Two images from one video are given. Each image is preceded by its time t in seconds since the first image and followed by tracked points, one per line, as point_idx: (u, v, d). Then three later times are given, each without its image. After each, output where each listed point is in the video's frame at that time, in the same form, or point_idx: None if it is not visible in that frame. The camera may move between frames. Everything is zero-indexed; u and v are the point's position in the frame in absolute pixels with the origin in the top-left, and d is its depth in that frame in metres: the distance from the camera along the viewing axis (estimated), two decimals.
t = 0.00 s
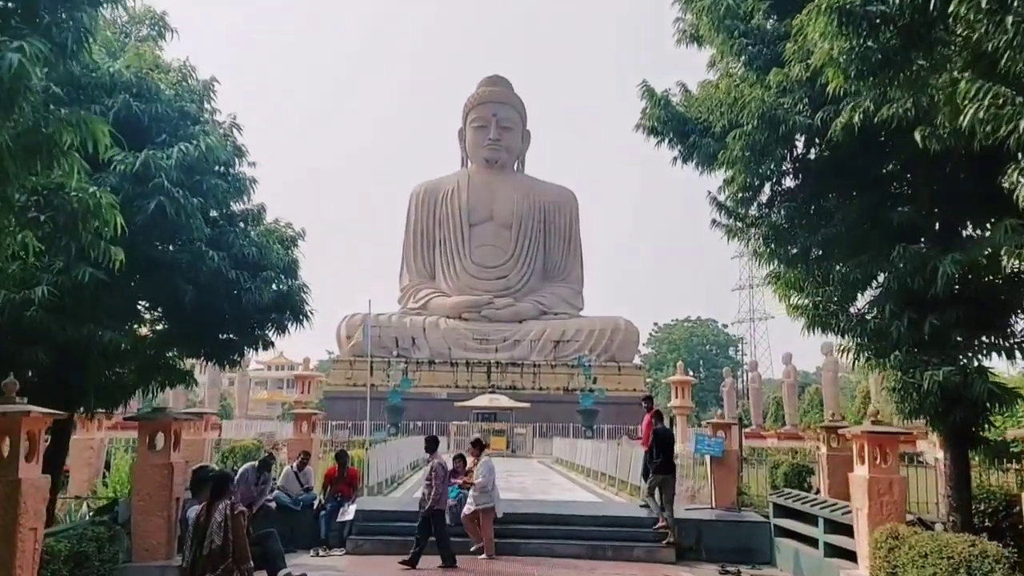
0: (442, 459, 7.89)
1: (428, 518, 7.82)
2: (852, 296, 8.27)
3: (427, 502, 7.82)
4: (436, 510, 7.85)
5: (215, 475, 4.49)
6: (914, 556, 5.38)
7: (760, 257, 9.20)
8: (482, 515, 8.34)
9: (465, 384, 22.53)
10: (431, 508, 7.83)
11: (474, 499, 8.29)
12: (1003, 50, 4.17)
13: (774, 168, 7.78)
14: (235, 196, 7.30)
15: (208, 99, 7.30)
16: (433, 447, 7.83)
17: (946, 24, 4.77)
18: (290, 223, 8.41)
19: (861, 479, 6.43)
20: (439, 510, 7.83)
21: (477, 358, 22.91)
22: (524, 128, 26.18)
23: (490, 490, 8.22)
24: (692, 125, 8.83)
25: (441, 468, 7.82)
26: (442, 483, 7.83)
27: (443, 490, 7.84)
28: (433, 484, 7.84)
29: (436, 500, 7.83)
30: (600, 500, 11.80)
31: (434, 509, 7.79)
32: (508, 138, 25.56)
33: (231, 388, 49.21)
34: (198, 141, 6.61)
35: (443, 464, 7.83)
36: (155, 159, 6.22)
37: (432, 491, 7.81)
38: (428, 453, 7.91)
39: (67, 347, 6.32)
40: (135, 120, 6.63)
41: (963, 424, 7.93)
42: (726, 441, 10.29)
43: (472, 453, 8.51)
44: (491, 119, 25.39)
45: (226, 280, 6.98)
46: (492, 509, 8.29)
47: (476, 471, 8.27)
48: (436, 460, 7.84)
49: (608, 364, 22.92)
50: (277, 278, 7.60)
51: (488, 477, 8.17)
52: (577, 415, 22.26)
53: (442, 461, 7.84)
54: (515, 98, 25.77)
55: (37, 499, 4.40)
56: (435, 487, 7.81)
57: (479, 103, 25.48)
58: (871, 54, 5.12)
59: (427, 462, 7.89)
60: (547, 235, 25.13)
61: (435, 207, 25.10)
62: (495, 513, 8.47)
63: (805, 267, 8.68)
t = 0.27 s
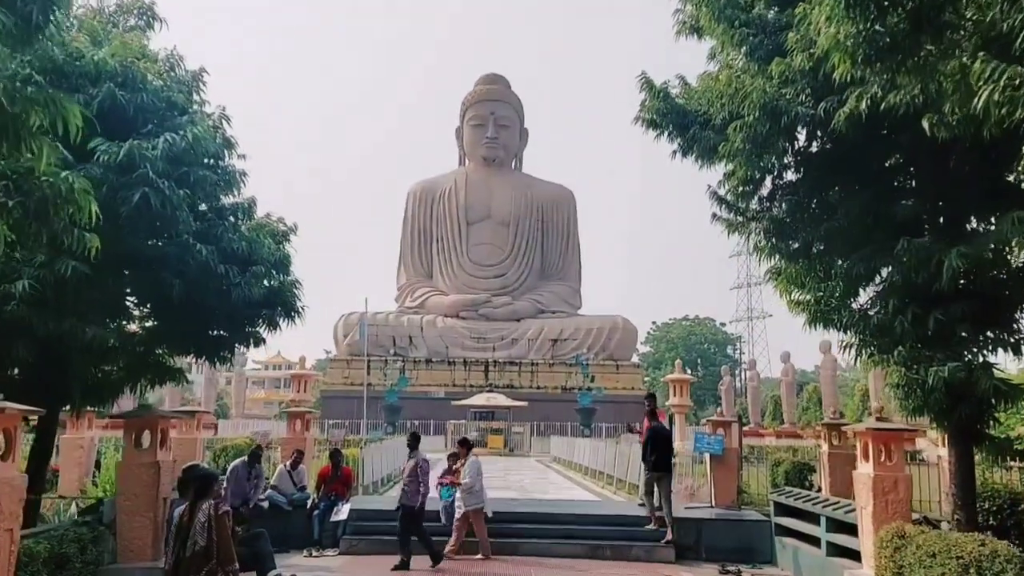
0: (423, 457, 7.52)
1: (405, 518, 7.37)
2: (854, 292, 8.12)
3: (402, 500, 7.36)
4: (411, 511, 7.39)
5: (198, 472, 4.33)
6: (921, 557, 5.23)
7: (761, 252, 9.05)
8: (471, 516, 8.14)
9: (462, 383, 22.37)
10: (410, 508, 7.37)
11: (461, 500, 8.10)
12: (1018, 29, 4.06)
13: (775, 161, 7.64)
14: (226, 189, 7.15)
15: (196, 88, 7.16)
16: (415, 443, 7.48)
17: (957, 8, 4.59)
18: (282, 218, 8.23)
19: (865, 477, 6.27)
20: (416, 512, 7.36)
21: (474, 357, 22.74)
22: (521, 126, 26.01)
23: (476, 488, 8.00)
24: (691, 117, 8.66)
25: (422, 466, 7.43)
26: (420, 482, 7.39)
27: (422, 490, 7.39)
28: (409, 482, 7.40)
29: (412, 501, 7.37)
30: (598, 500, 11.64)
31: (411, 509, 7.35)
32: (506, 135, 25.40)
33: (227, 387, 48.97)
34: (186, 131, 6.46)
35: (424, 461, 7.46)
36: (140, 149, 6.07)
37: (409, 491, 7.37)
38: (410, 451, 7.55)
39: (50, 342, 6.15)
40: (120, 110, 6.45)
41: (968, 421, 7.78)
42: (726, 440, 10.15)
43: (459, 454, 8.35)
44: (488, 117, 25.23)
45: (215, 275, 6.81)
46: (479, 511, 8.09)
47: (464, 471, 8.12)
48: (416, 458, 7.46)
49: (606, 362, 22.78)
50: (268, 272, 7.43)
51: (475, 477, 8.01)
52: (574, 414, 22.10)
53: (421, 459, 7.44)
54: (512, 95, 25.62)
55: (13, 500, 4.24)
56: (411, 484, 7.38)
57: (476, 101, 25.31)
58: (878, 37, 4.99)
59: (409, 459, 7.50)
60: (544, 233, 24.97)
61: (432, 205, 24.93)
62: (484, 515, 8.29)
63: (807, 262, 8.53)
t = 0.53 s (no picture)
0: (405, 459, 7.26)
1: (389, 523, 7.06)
2: (858, 289, 7.94)
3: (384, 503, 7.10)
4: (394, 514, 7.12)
5: (179, 476, 4.14)
6: (929, 563, 5.06)
7: (762, 249, 8.88)
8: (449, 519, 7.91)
9: (460, 384, 22.18)
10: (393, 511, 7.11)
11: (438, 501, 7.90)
12: None
13: (778, 155, 7.47)
14: (214, 183, 6.98)
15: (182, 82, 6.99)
16: (399, 445, 7.19)
17: None
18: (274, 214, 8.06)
19: (871, 479, 6.09)
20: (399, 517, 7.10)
21: (472, 357, 22.56)
22: (519, 125, 25.83)
23: (455, 490, 7.83)
24: (692, 111, 8.49)
25: (407, 468, 7.17)
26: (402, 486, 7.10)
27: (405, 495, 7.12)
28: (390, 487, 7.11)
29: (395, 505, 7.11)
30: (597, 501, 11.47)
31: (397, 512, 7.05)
32: (504, 135, 25.24)
33: (225, 389, 48.74)
34: (170, 124, 6.28)
35: (409, 463, 7.21)
36: (122, 142, 5.87)
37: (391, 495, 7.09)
38: (392, 453, 7.25)
39: (32, 341, 5.95)
40: (103, 102, 6.25)
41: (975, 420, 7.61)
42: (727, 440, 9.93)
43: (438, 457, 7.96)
44: (486, 116, 25.06)
45: (202, 272, 6.62)
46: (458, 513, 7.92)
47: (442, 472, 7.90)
48: (400, 461, 7.19)
49: (605, 362, 22.61)
50: (256, 270, 7.25)
51: (456, 477, 7.84)
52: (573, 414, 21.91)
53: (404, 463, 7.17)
54: (510, 95, 25.48)
55: None
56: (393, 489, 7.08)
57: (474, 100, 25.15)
58: (887, 22, 4.80)
59: (392, 462, 7.21)
60: (542, 232, 24.79)
61: (430, 205, 24.75)
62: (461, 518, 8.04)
63: (809, 259, 8.36)
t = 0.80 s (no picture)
0: (391, 461, 7.13)
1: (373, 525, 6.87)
2: (862, 284, 7.78)
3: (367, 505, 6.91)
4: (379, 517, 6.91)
5: (163, 477, 3.98)
6: (939, 566, 4.93)
7: (765, 243, 8.72)
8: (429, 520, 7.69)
9: (460, 383, 22.02)
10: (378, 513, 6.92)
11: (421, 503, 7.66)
12: None
13: (781, 147, 7.31)
14: (205, 177, 6.84)
15: (170, 73, 6.84)
16: (384, 446, 7.02)
17: None
18: (266, 209, 7.89)
19: (877, 478, 5.95)
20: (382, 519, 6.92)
21: (471, 356, 22.38)
22: (518, 123, 25.68)
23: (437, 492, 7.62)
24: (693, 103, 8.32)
25: (392, 470, 7.04)
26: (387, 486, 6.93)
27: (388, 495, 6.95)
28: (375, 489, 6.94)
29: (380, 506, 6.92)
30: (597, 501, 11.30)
31: (380, 514, 6.87)
32: (503, 133, 25.09)
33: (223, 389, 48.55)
34: (158, 115, 6.13)
35: (394, 465, 7.09)
36: (107, 133, 5.72)
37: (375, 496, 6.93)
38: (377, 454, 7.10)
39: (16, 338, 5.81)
40: (88, 93, 6.12)
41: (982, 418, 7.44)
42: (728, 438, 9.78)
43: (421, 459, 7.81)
44: (485, 114, 24.91)
45: (192, 267, 6.47)
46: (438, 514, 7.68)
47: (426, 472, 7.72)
48: (385, 462, 7.06)
49: (604, 360, 22.46)
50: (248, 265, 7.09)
51: (440, 477, 7.64)
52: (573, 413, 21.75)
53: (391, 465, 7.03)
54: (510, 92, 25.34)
55: None
56: (378, 491, 6.92)
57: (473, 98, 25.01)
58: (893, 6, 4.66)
59: (377, 463, 7.07)
60: (542, 231, 24.63)
61: (428, 203, 24.58)
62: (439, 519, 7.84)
63: (813, 254, 8.19)
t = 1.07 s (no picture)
0: (376, 460, 6.94)
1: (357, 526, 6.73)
2: (872, 282, 7.61)
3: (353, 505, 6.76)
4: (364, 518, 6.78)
5: (151, 478, 3.83)
6: (955, 570, 4.77)
7: (771, 240, 8.56)
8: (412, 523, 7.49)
9: (461, 383, 21.86)
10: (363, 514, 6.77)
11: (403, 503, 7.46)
12: None
13: (789, 141, 7.14)
14: (199, 171, 6.68)
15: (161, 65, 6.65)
16: (370, 445, 6.87)
17: None
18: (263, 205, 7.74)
19: (888, 480, 5.79)
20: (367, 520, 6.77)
21: (472, 356, 22.22)
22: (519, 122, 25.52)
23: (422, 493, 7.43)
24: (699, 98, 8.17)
25: (376, 470, 6.85)
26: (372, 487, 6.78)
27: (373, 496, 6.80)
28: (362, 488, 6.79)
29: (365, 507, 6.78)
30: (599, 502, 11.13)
31: (364, 514, 6.73)
32: (504, 132, 24.93)
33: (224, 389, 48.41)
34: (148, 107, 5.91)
35: (378, 464, 6.90)
36: (95, 124, 5.55)
37: (361, 496, 6.78)
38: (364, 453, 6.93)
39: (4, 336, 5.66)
40: (78, 84, 5.97)
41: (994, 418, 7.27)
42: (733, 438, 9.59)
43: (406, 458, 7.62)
44: (486, 113, 24.75)
45: (185, 264, 6.31)
46: (418, 517, 7.44)
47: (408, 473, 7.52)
48: (370, 461, 6.89)
49: (606, 360, 22.29)
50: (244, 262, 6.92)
51: (422, 479, 7.42)
52: (574, 413, 21.59)
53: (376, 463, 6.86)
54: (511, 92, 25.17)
55: None
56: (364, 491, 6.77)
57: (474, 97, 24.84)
58: None
59: (362, 462, 6.90)
60: (543, 231, 24.47)
61: (429, 203, 24.43)
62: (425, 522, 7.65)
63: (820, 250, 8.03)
